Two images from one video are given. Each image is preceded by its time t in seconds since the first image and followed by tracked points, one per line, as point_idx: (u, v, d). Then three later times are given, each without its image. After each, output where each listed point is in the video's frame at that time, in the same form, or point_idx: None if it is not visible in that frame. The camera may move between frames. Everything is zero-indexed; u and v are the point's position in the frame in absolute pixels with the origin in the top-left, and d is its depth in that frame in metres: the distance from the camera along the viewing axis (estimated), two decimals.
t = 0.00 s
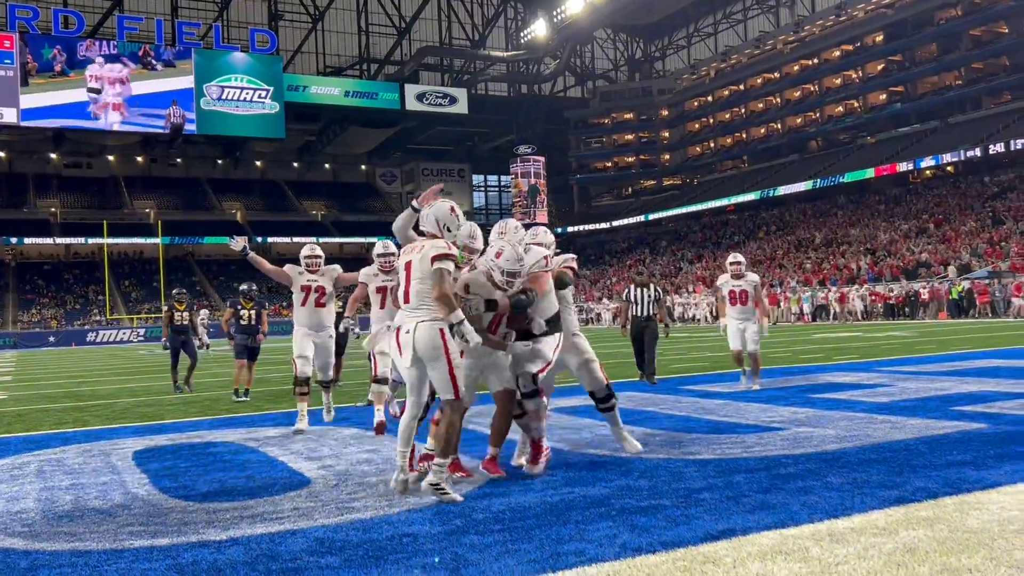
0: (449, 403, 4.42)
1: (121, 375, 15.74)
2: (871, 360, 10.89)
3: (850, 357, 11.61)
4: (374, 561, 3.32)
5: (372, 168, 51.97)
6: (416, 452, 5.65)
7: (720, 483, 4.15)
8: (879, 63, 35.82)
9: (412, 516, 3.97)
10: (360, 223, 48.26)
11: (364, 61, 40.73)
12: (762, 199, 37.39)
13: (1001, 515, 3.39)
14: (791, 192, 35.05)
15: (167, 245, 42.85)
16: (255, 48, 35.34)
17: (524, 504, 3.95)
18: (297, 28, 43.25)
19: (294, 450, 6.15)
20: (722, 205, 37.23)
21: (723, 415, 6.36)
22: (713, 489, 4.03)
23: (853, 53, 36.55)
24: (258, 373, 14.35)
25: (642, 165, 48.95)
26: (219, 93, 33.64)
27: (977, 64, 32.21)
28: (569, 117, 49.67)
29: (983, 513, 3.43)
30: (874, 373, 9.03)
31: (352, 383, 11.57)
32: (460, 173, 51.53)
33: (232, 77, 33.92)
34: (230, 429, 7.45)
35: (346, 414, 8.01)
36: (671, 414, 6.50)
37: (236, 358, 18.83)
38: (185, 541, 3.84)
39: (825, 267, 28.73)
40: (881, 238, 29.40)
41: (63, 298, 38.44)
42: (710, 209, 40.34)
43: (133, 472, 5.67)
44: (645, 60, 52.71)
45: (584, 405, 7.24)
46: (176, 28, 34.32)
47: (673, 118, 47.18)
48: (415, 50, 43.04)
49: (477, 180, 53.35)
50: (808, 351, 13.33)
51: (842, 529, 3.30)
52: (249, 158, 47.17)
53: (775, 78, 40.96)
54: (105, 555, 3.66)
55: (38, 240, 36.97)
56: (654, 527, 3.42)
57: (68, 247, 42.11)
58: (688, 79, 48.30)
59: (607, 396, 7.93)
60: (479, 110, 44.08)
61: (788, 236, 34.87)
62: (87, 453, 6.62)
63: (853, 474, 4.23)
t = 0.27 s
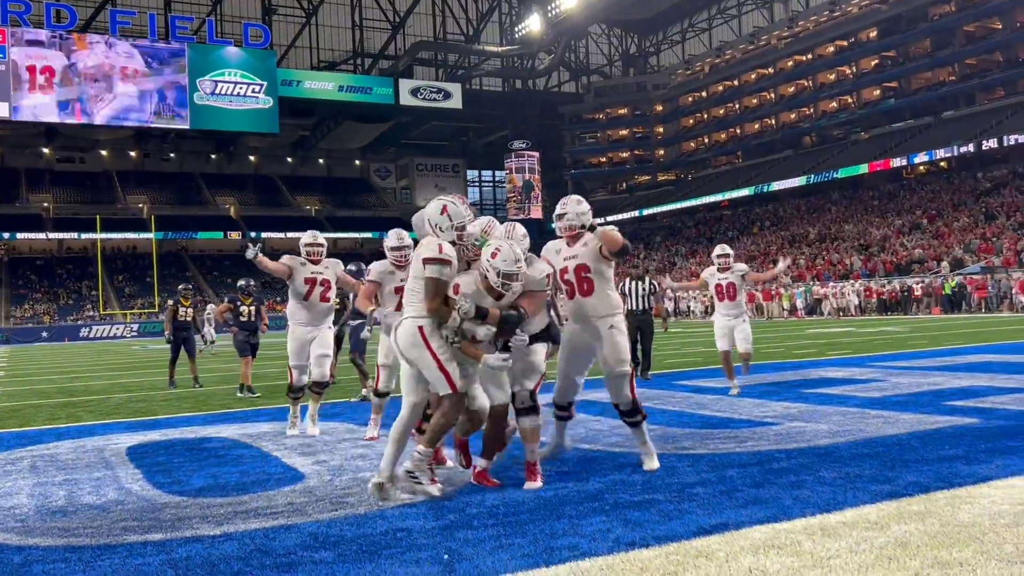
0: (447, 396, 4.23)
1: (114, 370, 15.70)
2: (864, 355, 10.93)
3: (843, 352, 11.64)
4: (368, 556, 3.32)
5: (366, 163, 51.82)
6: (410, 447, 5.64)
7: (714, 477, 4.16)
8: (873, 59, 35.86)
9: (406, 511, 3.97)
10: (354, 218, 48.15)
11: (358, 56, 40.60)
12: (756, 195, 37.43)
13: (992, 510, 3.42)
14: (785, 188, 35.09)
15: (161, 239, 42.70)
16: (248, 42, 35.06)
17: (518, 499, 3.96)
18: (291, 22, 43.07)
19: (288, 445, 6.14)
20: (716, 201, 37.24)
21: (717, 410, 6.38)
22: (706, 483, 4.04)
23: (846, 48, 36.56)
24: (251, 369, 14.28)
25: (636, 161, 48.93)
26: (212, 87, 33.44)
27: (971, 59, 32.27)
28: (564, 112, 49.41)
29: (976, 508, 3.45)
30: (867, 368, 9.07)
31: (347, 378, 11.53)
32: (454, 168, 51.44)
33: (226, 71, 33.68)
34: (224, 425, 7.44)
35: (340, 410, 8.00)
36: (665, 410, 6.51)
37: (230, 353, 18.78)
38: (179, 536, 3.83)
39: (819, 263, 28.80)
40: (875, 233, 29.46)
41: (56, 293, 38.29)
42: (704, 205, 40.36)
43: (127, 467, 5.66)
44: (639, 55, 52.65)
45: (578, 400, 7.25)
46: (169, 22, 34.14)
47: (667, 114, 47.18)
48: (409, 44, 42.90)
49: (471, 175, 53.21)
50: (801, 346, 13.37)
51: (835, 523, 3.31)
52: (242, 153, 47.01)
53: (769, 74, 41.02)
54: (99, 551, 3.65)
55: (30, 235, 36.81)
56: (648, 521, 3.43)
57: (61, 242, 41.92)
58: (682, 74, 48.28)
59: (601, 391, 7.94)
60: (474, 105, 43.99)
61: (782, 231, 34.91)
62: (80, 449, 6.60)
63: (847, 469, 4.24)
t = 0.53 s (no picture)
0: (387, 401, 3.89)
1: (102, 362, 15.62)
2: (851, 347, 11.03)
3: (830, 344, 11.71)
4: (359, 546, 3.33)
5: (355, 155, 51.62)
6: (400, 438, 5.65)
7: (702, 467, 4.19)
8: (862, 52, 36.00)
9: (397, 501, 3.98)
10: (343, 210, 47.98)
11: (347, 47, 40.37)
12: (745, 187, 37.57)
13: (978, 498, 3.46)
14: (773, 181, 35.26)
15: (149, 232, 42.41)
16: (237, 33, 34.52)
17: (508, 489, 3.97)
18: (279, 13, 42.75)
19: (277, 436, 6.13)
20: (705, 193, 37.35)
21: (705, 401, 6.41)
22: (695, 473, 4.07)
23: (835, 42, 36.67)
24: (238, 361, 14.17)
25: (625, 154, 48.96)
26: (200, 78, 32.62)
27: (958, 53, 32.43)
28: (553, 105, 49.20)
29: (962, 496, 3.49)
30: (854, 360, 9.15)
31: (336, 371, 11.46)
32: (444, 161, 51.32)
33: (214, 63, 32.89)
34: (213, 416, 7.41)
35: (330, 402, 8.00)
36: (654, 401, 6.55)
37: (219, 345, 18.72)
38: (169, 527, 3.83)
39: (807, 255, 29.01)
40: (862, 226, 29.65)
41: (42, 286, 37.98)
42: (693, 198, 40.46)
43: (115, 459, 5.63)
44: (629, 47, 52.60)
45: (568, 391, 7.27)
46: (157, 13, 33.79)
47: (657, 107, 47.27)
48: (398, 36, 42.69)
49: (460, 167, 53.08)
50: (788, 338, 13.49)
51: (822, 511, 3.35)
52: (230, 145, 46.70)
53: (758, 66, 41.20)
54: (88, 541, 3.64)
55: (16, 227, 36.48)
56: (637, 511, 3.45)
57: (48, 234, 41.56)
58: (671, 67, 48.33)
59: (591, 382, 7.98)
60: (463, 97, 43.85)
61: (770, 224, 35.08)
62: (69, 440, 6.56)
63: (834, 458, 4.28)
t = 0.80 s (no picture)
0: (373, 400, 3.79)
1: (84, 355, 15.46)
2: (834, 340, 11.14)
3: (812, 337, 11.81)
4: (345, 537, 3.32)
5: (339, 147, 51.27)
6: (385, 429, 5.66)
7: (687, 457, 4.22)
8: (845, 47, 36.20)
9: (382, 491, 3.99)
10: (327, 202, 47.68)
11: (331, 39, 40.05)
12: (729, 181, 37.73)
13: (960, 488, 3.50)
14: (756, 174, 35.44)
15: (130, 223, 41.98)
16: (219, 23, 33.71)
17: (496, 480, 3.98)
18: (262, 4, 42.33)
19: (261, 429, 6.09)
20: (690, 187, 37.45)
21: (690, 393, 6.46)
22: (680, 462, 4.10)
23: (819, 36, 36.83)
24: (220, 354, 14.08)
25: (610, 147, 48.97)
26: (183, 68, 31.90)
27: (940, 49, 32.73)
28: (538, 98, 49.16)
29: (943, 487, 3.53)
30: (837, 353, 9.22)
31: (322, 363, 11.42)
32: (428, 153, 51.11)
33: (196, 53, 32.04)
34: (196, 409, 7.36)
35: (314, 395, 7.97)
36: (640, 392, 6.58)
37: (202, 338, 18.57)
38: (152, 518, 3.80)
39: (789, 249, 29.22)
40: (845, 220, 29.87)
41: (21, 278, 37.52)
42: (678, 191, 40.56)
43: (97, 451, 5.58)
44: (614, 40, 52.58)
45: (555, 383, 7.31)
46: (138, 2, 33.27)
47: (641, 100, 47.39)
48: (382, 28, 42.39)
49: (445, 160, 52.92)
50: (772, 331, 13.59)
51: (807, 502, 3.38)
52: (213, 137, 46.26)
53: (742, 60, 41.41)
54: (70, 534, 3.60)
55: None
56: (622, 501, 3.47)
57: (26, 226, 41.02)
58: (656, 61, 48.38)
59: (577, 373, 8.02)
60: (448, 89, 43.65)
61: (753, 218, 35.26)
62: (50, 433, 6.50)
63: (818, 449, 4.32)
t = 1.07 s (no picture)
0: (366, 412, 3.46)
1: (54, 347, 15.18)
2: (809, 331, 11.31)
3: (788, 330, 11.93)
4: (326, 525, 3.29)
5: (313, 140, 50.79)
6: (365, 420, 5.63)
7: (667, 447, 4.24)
8: (819, 44, 36.65)
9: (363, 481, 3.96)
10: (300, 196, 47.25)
11: (305, 30, 39.59)
12: (704, 176, 38.03)
13: (938, 474, 3.56)
14: (731, 169, 35.76)
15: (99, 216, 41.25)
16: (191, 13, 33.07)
17: (478, 469, 3.96)
18: None
19: (238, 419, 6.02)
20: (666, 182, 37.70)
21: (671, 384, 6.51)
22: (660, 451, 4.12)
23: (793, 33, 37.17)
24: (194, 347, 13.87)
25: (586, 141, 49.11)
26: (156, 58, 31.23)
27: (912, 46, 33.21)
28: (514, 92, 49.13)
29: (920, 473, 3.59)
30: (813, 344, 9.36)
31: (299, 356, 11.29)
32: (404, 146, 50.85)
33: (168, 44, 31.42)
34: (171, 400, 7.26)
35: (291, 386, 7.90)
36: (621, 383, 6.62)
37: (175, 330, 18.32)
38: (128, 508, 3.73)
39: (764, 244, 29.57)
40: (818, 216, 30.28)
41: None
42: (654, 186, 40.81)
43: (69, 442, 5.47)
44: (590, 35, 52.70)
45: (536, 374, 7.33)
46: None
47: (617, 95, 47.58)
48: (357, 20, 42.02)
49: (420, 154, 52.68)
50: (748, 322, 13.75)
51: (786, 488, 3.41)
52: (184, 128, 45.59)
53: (717, 56, 41.71)
54: (43, 524, 3.52)
55: None
56: (606, 490, 3.46)
57: None
58: (632, 56, 48.55)
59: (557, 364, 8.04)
60: (424, 83, 43.42)
61: (728, 213, 35.60)
62: (20, 424, 6.36)
63: (796, 437, 4.36)
